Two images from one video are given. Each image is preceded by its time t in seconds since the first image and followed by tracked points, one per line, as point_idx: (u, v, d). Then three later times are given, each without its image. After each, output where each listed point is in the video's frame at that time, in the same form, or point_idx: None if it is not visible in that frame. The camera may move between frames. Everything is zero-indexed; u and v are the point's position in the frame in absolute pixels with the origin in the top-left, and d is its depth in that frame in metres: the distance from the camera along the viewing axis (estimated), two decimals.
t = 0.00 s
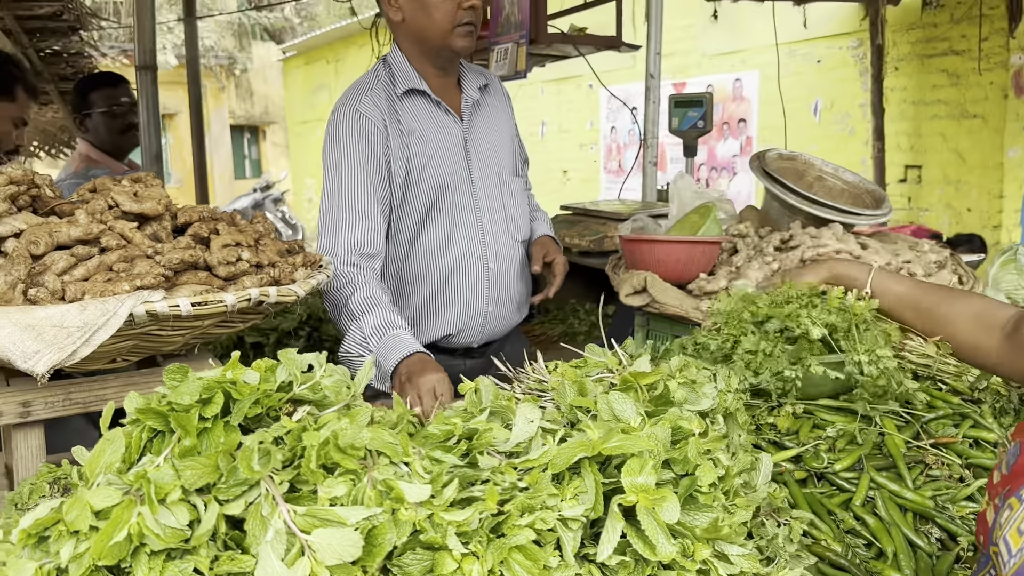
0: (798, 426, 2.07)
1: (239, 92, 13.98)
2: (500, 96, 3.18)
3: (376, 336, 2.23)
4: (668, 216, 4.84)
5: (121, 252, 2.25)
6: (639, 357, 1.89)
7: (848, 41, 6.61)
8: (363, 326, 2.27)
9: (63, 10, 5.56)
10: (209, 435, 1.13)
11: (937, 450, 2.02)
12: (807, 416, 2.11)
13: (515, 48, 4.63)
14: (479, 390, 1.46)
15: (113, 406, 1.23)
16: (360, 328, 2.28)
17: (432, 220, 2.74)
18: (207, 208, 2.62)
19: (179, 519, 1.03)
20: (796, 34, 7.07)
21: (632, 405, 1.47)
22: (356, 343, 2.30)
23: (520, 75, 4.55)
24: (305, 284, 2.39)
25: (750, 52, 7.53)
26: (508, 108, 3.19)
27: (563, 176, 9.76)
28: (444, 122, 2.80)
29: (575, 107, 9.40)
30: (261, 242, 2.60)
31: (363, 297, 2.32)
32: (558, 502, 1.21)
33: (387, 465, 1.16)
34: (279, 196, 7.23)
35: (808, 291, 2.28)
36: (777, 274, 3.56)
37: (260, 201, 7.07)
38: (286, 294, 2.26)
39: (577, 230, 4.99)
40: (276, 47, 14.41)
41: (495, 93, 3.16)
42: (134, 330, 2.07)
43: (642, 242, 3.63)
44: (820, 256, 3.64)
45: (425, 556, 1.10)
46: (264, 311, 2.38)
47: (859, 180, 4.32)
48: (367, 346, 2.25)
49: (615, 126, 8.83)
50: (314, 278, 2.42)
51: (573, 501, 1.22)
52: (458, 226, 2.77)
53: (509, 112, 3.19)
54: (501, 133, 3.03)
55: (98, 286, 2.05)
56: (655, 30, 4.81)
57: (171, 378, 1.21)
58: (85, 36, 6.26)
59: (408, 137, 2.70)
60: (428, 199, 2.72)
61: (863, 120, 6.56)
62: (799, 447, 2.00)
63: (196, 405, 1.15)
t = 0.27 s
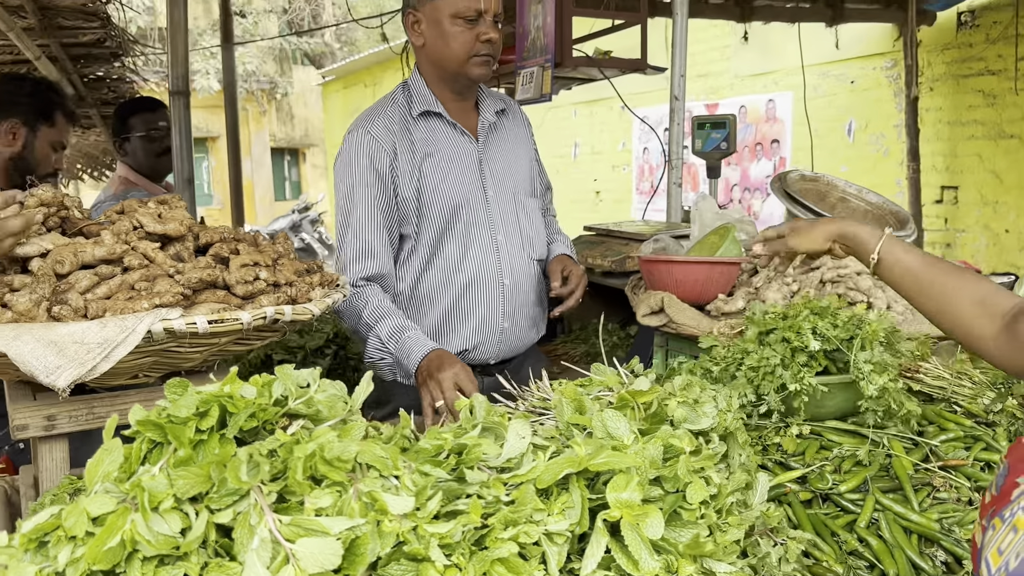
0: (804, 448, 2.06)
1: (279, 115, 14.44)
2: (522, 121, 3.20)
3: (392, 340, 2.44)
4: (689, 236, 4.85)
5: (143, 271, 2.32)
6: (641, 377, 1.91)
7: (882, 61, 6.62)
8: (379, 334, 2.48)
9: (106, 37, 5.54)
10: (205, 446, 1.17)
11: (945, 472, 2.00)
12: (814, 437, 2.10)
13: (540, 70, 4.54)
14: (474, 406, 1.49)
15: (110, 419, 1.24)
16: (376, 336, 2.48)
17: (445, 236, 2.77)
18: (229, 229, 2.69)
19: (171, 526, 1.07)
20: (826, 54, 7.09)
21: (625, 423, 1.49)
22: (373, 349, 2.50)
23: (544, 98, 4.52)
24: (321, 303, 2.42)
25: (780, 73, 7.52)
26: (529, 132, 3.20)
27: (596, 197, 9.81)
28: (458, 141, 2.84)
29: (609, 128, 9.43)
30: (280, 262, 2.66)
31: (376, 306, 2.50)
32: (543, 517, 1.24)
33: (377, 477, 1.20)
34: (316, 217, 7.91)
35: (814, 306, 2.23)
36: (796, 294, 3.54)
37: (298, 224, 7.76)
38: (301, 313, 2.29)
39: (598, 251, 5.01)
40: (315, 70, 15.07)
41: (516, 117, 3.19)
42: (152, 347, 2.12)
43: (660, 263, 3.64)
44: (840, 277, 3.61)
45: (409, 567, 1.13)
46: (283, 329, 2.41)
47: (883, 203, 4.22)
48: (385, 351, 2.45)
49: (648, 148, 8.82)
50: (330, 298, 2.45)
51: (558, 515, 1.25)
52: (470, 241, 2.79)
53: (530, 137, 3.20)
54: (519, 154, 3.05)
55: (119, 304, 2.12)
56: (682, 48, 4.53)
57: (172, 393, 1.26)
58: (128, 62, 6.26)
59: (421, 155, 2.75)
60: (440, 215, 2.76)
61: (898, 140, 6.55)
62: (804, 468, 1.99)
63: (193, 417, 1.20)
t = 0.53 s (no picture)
0: (819, 464, 2.03)
1: (314, 134, 14.68)
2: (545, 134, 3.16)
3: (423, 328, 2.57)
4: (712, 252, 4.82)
5: (166, 285, 2.38)
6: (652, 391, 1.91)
7: (916, 77, 6.55)
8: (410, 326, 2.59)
9: (144, 58, 5.66)
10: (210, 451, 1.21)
11: (962, 489, 1.97)
12: (830, 453, 2.07)
13: (566, 88, 4.46)
14: (479, 417, 1.51)
15: (122, 423, 1.27)
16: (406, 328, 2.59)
17: (454, 244, 2.76)
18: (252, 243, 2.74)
19: (175, 529, 1.11)
20: (859, 70, 7.06)
21: (630, 435, 1.49)
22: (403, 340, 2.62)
23: (569, 116, 4.44)
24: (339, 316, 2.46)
25: (813, 89, 7.48)
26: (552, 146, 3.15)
27: (626, 214, 9.81)
28: (469, 151, 2.84)
29: (639, 145, 9.42)
30: (300, 276, 2.70)
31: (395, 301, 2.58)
32: (542, 526, 1.25)
33: (378, 485, 1.22)
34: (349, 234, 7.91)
35: (829, 321, 2.21)
36: (819, 310, 3.51)
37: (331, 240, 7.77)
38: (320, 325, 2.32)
39: (621, 266, 5.00)
40: (350, 90, 15.35)
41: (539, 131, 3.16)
42: (174, 357, 2.16)
43: (680, 278, 3.56)
44: (864, 292, 3.57)
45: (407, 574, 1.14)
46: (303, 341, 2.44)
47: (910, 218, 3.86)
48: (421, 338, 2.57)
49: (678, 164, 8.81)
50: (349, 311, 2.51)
51: (557, 525, 1.26)
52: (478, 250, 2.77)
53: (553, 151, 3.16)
54: (537, 166, 3.00)
55: (142, 316, 2.17)
56: (705, 69, 4.23)
57: (181, 400, 1.29)
58: (166, 83, 6.39)
59: (431, 164, 2.77)
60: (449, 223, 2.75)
61: (932, 155, 6.45)
62: (818, 484, 1.96)
63: (201, 424, 1.23)
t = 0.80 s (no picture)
0: (834, 477, 2.01)
1: (344, 147, 14.82)
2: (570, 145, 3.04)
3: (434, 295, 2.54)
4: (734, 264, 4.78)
5: (186, 293, 2.42)
6: (664, 403, 1.90)
7: (947, 88, 6.46)
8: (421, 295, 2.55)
9: (175, 73, 5.76)
10: (217, 456, 1.23)
11: (979, 504, 1.95)
12: (845, 466, 2.05)
13: (588, 100, 4.46)
14: (485, 425, 1.51)
15: (132, 428, 1.30)
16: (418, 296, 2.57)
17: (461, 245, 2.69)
18: (272, 254, 2.77)
19: (179, 531, 1.13)
20: (889, 82, 6.98)
21: (636, 445, 1.49)
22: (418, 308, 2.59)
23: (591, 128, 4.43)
24: (355, 326, 2.48)
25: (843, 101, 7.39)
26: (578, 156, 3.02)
27: (653, 226, 9.78)
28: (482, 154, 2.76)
29: (666, 157, 9.38)
30: (318, 286, 2.72)
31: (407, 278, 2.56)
32: (544, 534, 1.25)
33: (382, 491, 1.22)
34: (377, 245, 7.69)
35: (845, 333, 2.19)
36: (840, 322, 3.47)
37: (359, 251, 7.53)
38: (335, 334, 2.33)
39: (642, 278, 4.96)
40: (379, 104, 15.50)
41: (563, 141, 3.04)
42: (192, 365, 2.19)
43: (700, 289, 3.50)
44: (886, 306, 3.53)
45: None
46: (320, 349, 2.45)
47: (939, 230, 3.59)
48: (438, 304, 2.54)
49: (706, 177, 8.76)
50: (366, 321, 2.54)
51: (559, 533, 1.26)
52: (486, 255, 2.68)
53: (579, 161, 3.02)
54: (555, 174, 2.88)
55: (160, 324, 2.21)
56: (728, 77, 4.15)
57: (190, 406, 1.32)
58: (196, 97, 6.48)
59: (442, 167, 2.71)
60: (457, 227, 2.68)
61: (963, 168, 6.37)
62: (831, 496, 1.94)
63: (207, 429, 1.25)
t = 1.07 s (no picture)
0: (842, 485, 1.99)
1: (367, 156, 14.92)
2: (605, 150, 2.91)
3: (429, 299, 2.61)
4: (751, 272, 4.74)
5: (198, 298, 2.43)
6: (670, 409, 1.88)
7: (972, 96, 6.39)
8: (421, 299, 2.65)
9: (198, 82, 5.81)
10: (215, 457, 1.25)
11: (990, 514, 1.92)
12: (855, 474, 2.02)
13: (605, 108, 4.43)
14: (485, 429, 1.51)
15: (134, 428, 1.32)
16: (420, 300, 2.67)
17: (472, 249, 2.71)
18: (285, 259, 2.79)
19: (175, 530, 1.15)
20: (912, 90, 6.91)
21: (637, 450, 1.48)
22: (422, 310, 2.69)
23: (608, 136, 4.41)
24: (365, 330, 2.50)
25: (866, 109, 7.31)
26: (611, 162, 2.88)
27: (674, 235, 9.74)
28: (501, 156, 2.75)
29: (688, 166, 9.35)
30: (329, 291, 2.74)
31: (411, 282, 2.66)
32: (540, 537, 1.25)
33: (379, 493, 1.23)
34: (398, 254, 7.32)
35: (856, 341, 2.16)
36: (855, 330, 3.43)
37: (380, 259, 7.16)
38: (344, 339, 2.32)
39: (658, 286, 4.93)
40: (402, 113, 15.59)
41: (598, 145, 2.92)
42: (203, 369, 2.20)
43: (713, 296, 3.13)
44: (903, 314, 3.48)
45: None
46: (329, 354, 2.43)
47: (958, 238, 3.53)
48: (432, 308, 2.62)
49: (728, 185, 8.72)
50: (375, 326, 2.55)
51: (555, 536, 1.26)
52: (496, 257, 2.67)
53: (613, 166, 2.88)
54: (578, 179, 2.78)
55: (172, 328, 2.23)
56: (745, 85, 4.09)
57: (191, 407, 1.33)
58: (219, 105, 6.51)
59: (457, 173, 2.75)
60: (471, 227, 2.70)
61: (988, 176, 6.28)
62: (839, 505, 1.92)
63: (206, 429, 1.26)
